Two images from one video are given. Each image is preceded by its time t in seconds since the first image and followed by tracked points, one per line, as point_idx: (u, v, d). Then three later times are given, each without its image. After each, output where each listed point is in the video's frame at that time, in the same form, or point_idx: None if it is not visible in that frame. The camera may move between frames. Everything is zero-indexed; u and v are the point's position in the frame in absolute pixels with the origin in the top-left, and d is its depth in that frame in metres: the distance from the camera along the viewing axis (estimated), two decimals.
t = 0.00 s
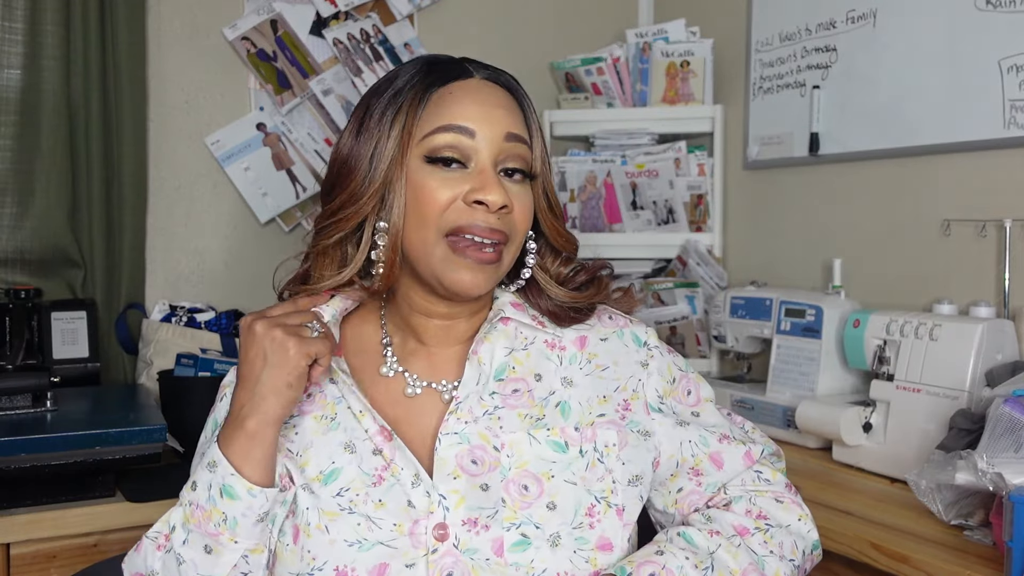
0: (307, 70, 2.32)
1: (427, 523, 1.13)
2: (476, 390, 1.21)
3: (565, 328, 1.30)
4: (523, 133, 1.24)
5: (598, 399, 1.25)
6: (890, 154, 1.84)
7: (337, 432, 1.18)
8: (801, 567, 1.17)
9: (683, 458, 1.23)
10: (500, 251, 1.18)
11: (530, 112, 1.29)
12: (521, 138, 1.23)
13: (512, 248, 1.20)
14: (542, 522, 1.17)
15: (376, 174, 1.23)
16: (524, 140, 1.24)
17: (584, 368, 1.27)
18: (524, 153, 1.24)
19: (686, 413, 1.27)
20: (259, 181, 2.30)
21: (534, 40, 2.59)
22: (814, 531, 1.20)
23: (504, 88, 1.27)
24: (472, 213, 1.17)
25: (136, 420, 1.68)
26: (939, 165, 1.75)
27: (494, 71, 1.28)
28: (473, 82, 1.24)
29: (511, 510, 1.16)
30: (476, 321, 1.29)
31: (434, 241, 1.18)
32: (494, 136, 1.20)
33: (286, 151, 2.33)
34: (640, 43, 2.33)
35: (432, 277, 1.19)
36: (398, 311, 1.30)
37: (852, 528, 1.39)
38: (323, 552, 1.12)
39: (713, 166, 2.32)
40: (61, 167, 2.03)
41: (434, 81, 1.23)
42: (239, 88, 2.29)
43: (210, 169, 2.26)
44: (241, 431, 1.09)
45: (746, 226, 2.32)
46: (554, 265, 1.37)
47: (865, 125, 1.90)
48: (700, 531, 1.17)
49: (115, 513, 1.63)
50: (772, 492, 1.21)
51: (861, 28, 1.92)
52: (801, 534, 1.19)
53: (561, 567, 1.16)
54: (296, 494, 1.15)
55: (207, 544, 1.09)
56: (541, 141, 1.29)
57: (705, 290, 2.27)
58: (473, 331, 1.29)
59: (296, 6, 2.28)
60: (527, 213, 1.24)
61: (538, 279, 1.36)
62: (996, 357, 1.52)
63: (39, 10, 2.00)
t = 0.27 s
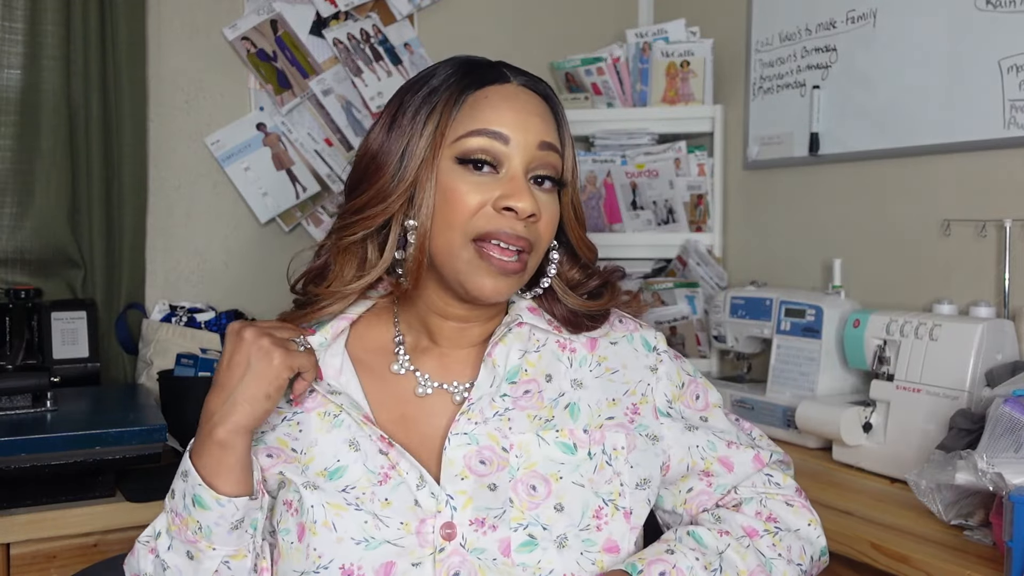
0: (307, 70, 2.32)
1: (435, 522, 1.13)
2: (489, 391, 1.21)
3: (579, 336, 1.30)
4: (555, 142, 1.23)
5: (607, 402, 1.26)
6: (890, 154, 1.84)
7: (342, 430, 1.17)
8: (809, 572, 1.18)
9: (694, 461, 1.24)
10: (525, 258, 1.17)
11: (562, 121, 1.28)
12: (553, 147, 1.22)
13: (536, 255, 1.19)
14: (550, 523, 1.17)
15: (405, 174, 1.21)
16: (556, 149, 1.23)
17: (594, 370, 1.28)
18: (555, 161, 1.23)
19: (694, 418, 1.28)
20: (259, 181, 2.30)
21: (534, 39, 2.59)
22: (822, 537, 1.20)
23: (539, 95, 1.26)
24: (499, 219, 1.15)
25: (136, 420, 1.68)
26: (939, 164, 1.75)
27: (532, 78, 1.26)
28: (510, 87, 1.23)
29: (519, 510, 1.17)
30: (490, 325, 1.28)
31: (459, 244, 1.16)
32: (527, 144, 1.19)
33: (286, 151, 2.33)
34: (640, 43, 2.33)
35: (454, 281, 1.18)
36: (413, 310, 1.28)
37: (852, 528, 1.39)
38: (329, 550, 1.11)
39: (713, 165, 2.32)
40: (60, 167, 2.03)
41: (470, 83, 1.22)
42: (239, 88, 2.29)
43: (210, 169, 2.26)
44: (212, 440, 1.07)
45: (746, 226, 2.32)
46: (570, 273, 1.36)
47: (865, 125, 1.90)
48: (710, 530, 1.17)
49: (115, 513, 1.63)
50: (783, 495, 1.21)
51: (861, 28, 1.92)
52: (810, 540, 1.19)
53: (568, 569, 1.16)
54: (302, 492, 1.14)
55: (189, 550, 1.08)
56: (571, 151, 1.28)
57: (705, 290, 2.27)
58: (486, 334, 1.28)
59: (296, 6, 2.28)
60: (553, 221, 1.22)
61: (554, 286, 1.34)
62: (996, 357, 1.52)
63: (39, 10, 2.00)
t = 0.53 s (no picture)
0: (307, 70, 2.32)
1: (442, 524, 1.13)
2: (496, 391, 1.20)
3: (586, 337, 1.30)
4: (567, 144, 1.23)
5: (613, 405, 1.26)
6: (890, 153, 1.84)
7: (350, 430, 1.17)
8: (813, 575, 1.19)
9: (700, 464, 1.24)
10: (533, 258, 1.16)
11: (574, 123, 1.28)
12: (564, 149, 1.22)
13: (544, 256, 1.19)
14: (557, 525, 1.17)
15: (416, 172, 1.21)
16: (567, 151, 1.23)
17: (600, 372, 1.28)
18: (566, 163, 1.23)
19: (700, 421, 1.28)
20: (259, 181, 2.30)
21: (534, 40, 2.58)
22: (827, 541, 1.20)
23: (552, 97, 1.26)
24: (507, 219, 1.15)
25: (136, 420, 1.68)
26: (939, 164, 1.75)
27: (545, 80, 1.27)
28: (523, 88, 1.23)
29: (526, 512, 1.16)
30: (498, 324, 1.28)
31: (467, 243, 1.16)
32: (538, 145, 1.19)
33: (287, 151, 2.33)
34: (640, 43, 2.33)
35: (461, 279, 1.18)
36: (421, 308, 1.28)
37: (853, 528, 1.39)
38: (337, 550, 1.11)
39: (713, 166, 2.32)
40: (61, 167, 2.03)
41: (483, 83, 1.22)
42: (239, 88, 2.29)
43: (210, 169, 2.26)
44: (226, 437, 1.07)
45: (746, 226, 2.31)
46: (578, 275, 1.37)
47: (865, 125, 1.90)
48: (714, 531, 1.17)
49: (114, 513, 1.63)
50: (789, 497, 1.22)
51: (861, 28, 1.92)
52: (815, 543, 1.20)
53: (574, 572, 1.16)
54: (310, 493, 1.14)
55: (201, 548, 1.09)
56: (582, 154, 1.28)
57: (705, 291, 2.27)
58: (494, 333, 1.28)
59: (296, 6, 2.28)
60: (562, 223, 1.22)
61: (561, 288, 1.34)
62: (996, 357, 1.52)
63: (39, 10, 2.00)
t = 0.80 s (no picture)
0: (307, 70, 2.32)
1: (444, 524, 1.13)
2: (497, 390, 1.20)
3: (587, 337, 1.30)
4: (566, 143, 1.23)
5: (614, 404, 1.25)
6: (890, 153, 1.84)
7: (352, 431, 1.17)
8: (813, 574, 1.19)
9: (700, 463, 1.24)
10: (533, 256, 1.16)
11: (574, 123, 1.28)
12: (564, 148, 1.22)
13: (544, 254, 1.19)
14: (558, 523, 1.17)
15: (416, 171, 1.21)
16: (567, 150, 1.23)
17: (601, 372, 1.28)
18: (565, 162, 1.23)
19: (700, 421, 1.28)
20: (259, 181, 2.30)
21: (534, 40, 2.58)
22: (827, 540, 1.21)
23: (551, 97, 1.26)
24: (508, 217, 1.15)
25: (135, 420, 1.68)
26: (939, 164, 1.75)
27: (544, 79, 1.27)
28: (523, 88, 1.23)
29: (527, 511, 1.16)
30: (499, 324, 1.28)
31: (467, 241, 1.16)
32: (537, 143, 1.19)
33: (287, 151, 2.33)
34: (640, 43, 2.32)
35: (462, 277, 1.18)
36: (423, 308, 1.28)
37: (853, 528, 1.38)
38: (339, 552, 1.12)
39: (713, 166, 2.33)
40: (60, 167, 2.03)
41: (483, 83, 1.22)
42: (239, 88, 2.29)
43: (210, 169, 2.26)
44: (263, 457, 1.05)
45: (745, 226, 2.32)
46: (579, 274, 1.36)
47: (865, 125, 1.90)
48: (714, 531, 1.17)
49: (114, 513, 1.63)
50: (789, 497, 1.22)
51: (861, 28, 1.92)
52: (815, 543, 1.20)
53: (576, 570, 1.16)
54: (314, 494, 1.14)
55: (229, 564, 1.07)
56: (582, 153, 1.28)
57: (705, 291, 2.27)
58: (496, 333, 1.28)
59: (296, 6, 2.28)
60: (562, 221, 1.22)
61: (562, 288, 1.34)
62: (996, 357, 1.52)
63: (39, 10, 2.00)
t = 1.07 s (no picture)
0: (307, 70, 2.32)
1: (445, 521, 1.12)
2: (496, 390, 1.21)
3: (586, 333, 1.30)
4: (551, 136, 1.23)
5: (614, 403, 1.26)
6: (890, 153, 1.85)
7: (355, 425, 1.17)
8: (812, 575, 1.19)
9: (701, 462, 1.24)
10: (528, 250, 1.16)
11: (558, 114, 1.28)
12: (549, 140, 1.22)
13: (539, 248, 1.19)
14: (559, 523, 1.17)
15: (404, 174, 1.21)
16: (552, 142, 1.23)
17: (601, 371, 1.28)
18: (552, 154, 1.23)
19: (700, 421, 1.28)
20: (259, 181, 2.30)
21: (534, 40, 2.59)
22: (827, 541, 1.21)
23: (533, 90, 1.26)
24: (499, 212, 1.15)
25: (136, 420, 1.68)
26: (939, 164, 1.76)
27: (524, 74, 1.27)
28: (503, 84, 1.23)
29: (528, 510, 1.16)
30: (498, 322, 1.28)
31: (461, 239, 1.16)
32: (522, 138, 1.19)
33: (287, 151, 2.32)
34: (640, 43, 2.32)
35: (458, 275, 1.18)
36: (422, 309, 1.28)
37: (853, 528, 1.39)
38: (340, 545, 1.10)
39: (713, 166, 2.33)
40: (60, 167, 2.04)
41: (462, 82, 1.23)
42: (239, 88, 2.29)
43: (210, 169, 2.26)
44: (208, 365, 1.08)
45: (746, 226, 2.32)
46: (577, 270, 1.37)
47: (864, 125, 1.90)
48: (714, 531, 1.17)
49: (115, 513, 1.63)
50: (789, 497, 1.22)
51: (861, 28, 1.92)
52: (815, 544, 1.20)
53: (576, 570, 1.16)
54: (312, 488, 1.13)
55: (162, 474, 1.07)
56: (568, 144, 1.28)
57: (705, 290, 2.28)
58: (495, 331, 1.28)
59: (296, 6, 2.28)
60: (554, 215, 1.22)
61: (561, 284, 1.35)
62: (996, 357, 1.52)
63: (39, 10, 2.01)
